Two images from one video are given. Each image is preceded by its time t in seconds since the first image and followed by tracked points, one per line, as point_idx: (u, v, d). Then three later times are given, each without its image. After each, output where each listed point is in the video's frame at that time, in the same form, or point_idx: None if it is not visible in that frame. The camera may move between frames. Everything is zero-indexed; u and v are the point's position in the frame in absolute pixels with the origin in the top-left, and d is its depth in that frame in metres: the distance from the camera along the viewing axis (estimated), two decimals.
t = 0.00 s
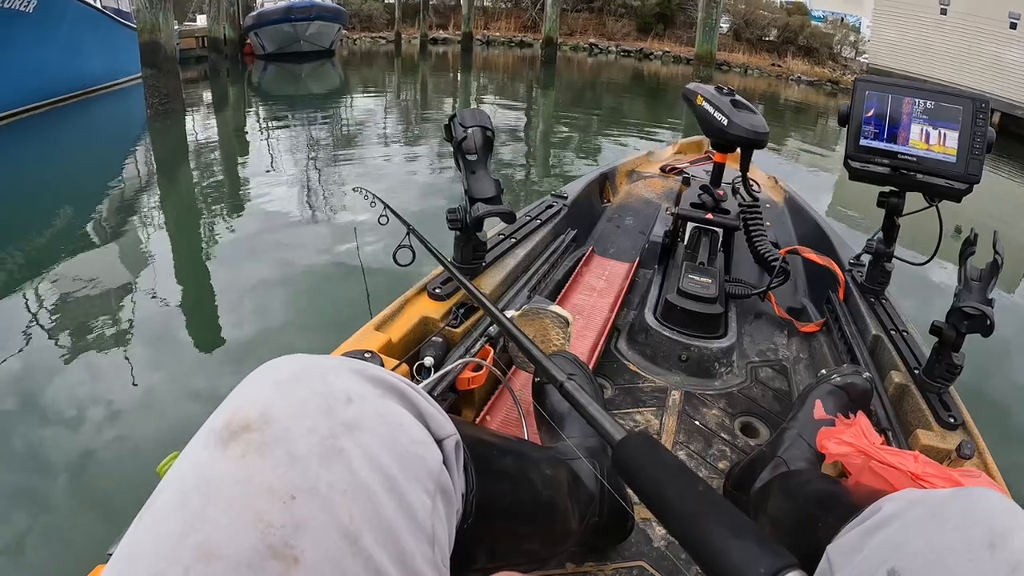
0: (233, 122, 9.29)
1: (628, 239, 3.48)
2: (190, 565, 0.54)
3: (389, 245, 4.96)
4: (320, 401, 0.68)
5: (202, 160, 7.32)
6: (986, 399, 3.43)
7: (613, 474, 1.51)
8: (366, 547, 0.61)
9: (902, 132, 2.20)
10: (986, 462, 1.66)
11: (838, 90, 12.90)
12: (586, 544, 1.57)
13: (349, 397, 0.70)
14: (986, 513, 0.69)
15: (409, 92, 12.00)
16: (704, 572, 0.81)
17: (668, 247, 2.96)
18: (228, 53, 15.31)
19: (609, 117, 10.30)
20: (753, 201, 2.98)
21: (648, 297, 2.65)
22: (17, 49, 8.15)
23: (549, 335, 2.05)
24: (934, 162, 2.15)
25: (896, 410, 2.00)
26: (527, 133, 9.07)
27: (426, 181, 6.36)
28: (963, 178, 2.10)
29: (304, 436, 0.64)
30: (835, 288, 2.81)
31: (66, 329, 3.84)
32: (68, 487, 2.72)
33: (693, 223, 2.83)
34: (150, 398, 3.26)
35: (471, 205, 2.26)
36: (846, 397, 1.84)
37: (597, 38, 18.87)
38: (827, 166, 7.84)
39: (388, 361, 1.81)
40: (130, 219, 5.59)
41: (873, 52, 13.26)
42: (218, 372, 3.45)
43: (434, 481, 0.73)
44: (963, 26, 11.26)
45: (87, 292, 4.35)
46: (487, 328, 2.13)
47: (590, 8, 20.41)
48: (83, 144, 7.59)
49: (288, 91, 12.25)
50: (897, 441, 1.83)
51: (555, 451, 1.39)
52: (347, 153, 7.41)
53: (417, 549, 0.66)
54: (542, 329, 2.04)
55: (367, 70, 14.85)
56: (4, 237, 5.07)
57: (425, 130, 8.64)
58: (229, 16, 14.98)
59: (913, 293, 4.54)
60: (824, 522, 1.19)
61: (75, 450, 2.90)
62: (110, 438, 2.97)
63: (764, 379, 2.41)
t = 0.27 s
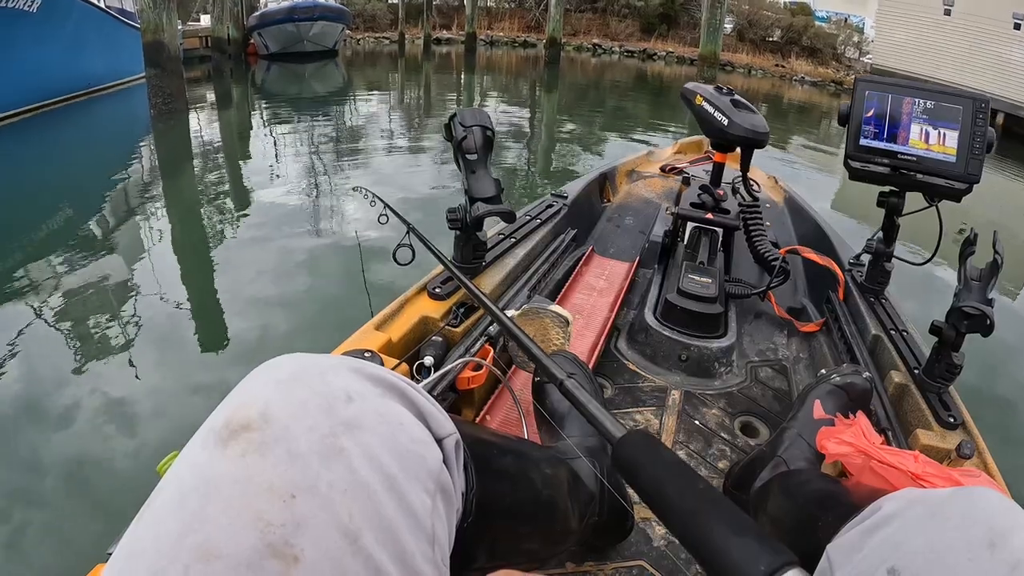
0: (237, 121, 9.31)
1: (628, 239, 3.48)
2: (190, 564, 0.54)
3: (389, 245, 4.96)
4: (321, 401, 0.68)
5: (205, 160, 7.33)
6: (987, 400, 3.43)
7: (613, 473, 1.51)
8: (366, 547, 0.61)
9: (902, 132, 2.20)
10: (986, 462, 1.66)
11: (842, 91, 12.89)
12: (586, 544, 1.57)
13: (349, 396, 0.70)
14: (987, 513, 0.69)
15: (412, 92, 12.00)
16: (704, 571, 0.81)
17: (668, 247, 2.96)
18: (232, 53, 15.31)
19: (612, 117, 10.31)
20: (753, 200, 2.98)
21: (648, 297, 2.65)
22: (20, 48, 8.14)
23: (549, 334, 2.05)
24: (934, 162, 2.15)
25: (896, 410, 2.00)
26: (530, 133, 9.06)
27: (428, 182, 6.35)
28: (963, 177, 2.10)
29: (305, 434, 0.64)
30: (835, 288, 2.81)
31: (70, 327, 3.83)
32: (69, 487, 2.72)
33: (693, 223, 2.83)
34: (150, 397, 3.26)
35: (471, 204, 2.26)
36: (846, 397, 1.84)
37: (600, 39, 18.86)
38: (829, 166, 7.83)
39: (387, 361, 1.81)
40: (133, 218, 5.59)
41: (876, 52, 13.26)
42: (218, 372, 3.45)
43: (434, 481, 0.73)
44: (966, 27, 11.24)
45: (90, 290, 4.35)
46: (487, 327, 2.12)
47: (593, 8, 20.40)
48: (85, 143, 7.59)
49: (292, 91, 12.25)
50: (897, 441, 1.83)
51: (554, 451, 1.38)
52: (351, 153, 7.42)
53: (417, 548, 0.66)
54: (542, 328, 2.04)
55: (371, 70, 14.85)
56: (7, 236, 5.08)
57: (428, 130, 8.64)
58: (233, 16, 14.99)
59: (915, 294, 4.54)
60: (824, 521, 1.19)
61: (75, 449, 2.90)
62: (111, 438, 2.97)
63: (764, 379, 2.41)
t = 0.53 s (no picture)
0: (240, 122, 9.33)
1: (628, 239, 3.48)
2: (190, 564, 0.54)
3: (389, 245, 4.96)
4: (321, 400, 0.68)
5: (209, 160, 7.34)
6: (987, 400, 3.43)
7: (613, 473, 1.51)
8: (366, 546, 0.61)
9: (902, 132, 2.20)
10: (986, 462, 1.66)
11: (844, 92, 12.89)
12: (586, 543, 1.57)
13: (349, 396, 0.70)
14: (986, 513, 0.69)
15: (415, 93, 12.00)
16: (704, 570, 0.81)
17: (668, 247, 2.96)
18: (235, 53, 15.31)
19: (615, 118, 10.32)
20: (753, 200, 2.98)
21: (648, 297, 2.65)
22: (24, 48, 8.15)
23: (549, 334, 2.05)
24: (934, 162, 2.15)
25: (896, 410, 2.00)
26: (533, 134, 9.06)
27: (430, 182, 6.35)
28: (963, 177, 2.10)
29: (305, 434, 0.64)
30: (834, 288, 2.81)
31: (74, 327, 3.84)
32: (70, 485, 2.72)
33: (692, 223, 2.83)
34: (151, 397, 3.26)
35: (471, 204, 2.26)
36: (845, 397, 1.84)
37: (604, 40, 18.85)
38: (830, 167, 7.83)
39: (387, 361, 1.81)
40: (136, 218, 5.59)
41: (880, 53, 13.26)
42: (219, 372, 3.44)
43: (434, 480, 0.73)
44: (969, 28, 11.22)
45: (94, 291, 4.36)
46: (487, 327, 2.12)
47: (597, 9, 20.40)
48: (87, 144, 7.59)
49: (295, 91, 12.26)
50: (897, 441, 1.83)
51: (554, 450, 1.38)
52: (354, 153, 7.42)
53: (417, 549, 0.66)
54: (542, 328, 2.04)
55: (374, 71, 14.84)
56: (10, 236, 5.09)
57: (431, 131, 8.64)
58: (236, 16, 14.99)
59: (916, 294, 4.53)
60: (824, 521, 1.19)
61: (76, 449, 2.91)
62: (111, 438, 2.97)
63: (764, 379, 2.41)
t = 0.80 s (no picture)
0: (244, 122, 9.36)
1: (628, 239, 3.48)
2: (191, 563, 0.55)
3: (389, 245, 4.95)
4: (320, 401, 0.68)
5: (213, 160, 7.35)
6: (988, 401, 3.43)
7: (613, 473, 1.51)
8: (366, 547, 0.61)
9: (902, 132, 2.20)
10: (986, 462, 1.66)
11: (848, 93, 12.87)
12: (586, 543, 1.57)
13: (349, 396, 0.70)
14: (986, 512, 0.69)
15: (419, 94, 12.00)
16: (704, 570, 0.81)
17: (668, 247, 2.96)
18: (239, 53, 15.33)
19: (619, 118, 10.33)
20: (753, 200, 2.98)
21: (648, 297, 2.65)
22: (27, 47, 8.17)
23: (549, 334, 2.05)
24: (934, 162, 2.15)
25: (896, 410, 2.00)
26: (536, 134, 9.07)
27: (433, 182, 6.36)
28: (963, 177, 2.10)
29: (305, 434, 0.64)
30: (834, 288, 2.81)
31: (77, 327, 3.84)
32: (71, 484, 2.73)
33: (692, 223, 2.83)
34: (152, 396, 3.26)
35: (471, 204, 2.26)
36: (846, 397, 1.84)
37: (607, 40, 18.85)
38: (832, 167, 7.83)
39: (387, 361, 1.81)
40: (139, 218, 5.60)
41: (884, 54, 13.26)
42: (220, 372, 3.44)
43: (434, 480, 0.73)
44: (973, 30, 11.21)
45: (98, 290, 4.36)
46: (487, 327, 2.12)
47: (600, 10, 20.41)
48: (89, 144, 7.59)
49: (299, 92, 12.27)
50: (897, 441, 1.83)
51: (554, 451, 1.38)
52: (357, 153, 7.43)
53: (417, 549, 0.66)
54: (542, 328, 2.04)
55: (378, 71, 14.85)
56: (14, 236, 5.10)
57: (433, 131, 8.64)
58: (240, 16, 15.00)
59: (917, 295, 4.53)
60: (824, 521, 1.19)
61: (77, 448, 2.91)
62: (112, 437, 2.97)
63: (764, 379, 2.41)
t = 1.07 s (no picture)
0: (247, 120, 9.38)
1: (628, 239, 3.48)
2: (190, 563, 0.54)
3: (390, 244, 4.95)
4: (320, 400, 0.68)
5: (216, 158, 7.35)
6: (988, 402, 3.43)
7: (613, 473, 1.51)
8: (366, 546, 0.61)
9: (902, 132, 2.20)
10: (986, 462, 1.66)
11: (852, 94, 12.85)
12: (586, 543, 1.57)
13: (349, 396, 0.70)
14: (987, 512, 0.69)
15: (423, 93, 12.01)
16: (704, 569, 0.81)
17: (668, 247, 2.96)
18: (243, 52, 15.32)
19: (622, 118, 10.34)
20: (753, 200, 2.98)
21: (648, 297, 2.65)
22: (31, 45, 8.18)
23: (548, 334, 2.05)
24: (934, 162, 2.15)
25: (896, 410, 2.00)
26: (539, 134, 9.07)
27: (435, 181, 6.36)
28: (963, 177, 2.10)
29: (305, 433, 0.64)
30: (834, 287, 2.81)
31: (81, 324, 3.85)
32: (72, 481, 2.73)
33: (692, 223, 2.82)
34: (153, 394, 3.27)
35: (471, 204, 2.26)
36: (845, 397, 1.84)
37: (612, 40, 18.86)
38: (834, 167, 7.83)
39: (387, 360, 1.81)
40: (142, 216, 5.60)
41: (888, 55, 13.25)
42: (220, 370, 3.45)
43: (434, 479, 0.73)
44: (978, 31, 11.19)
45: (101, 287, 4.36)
46: (487, 327, 2.12)
47: (604, 9, 20.41)
48: (91, 143, 7.60)
49: (303, 90, 12.28)
50: (897, 440, 1.83)
51: (555, 451, 1.38)
52: (360, 152, 7.44)
53: (417, 549, 0.66)
54: (542, 328, 2.03)
55: (382, 70, 14.86)
56: (18, 235, 5.11)
57: (436, 130, 8.64)
58: (244, 15, 15.00)
59: (918, 296, 4.53)
60: (824, 521, 1.19)
61: (79, 445, 2.91)
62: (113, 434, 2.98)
63: (763, 378, 2.41)
